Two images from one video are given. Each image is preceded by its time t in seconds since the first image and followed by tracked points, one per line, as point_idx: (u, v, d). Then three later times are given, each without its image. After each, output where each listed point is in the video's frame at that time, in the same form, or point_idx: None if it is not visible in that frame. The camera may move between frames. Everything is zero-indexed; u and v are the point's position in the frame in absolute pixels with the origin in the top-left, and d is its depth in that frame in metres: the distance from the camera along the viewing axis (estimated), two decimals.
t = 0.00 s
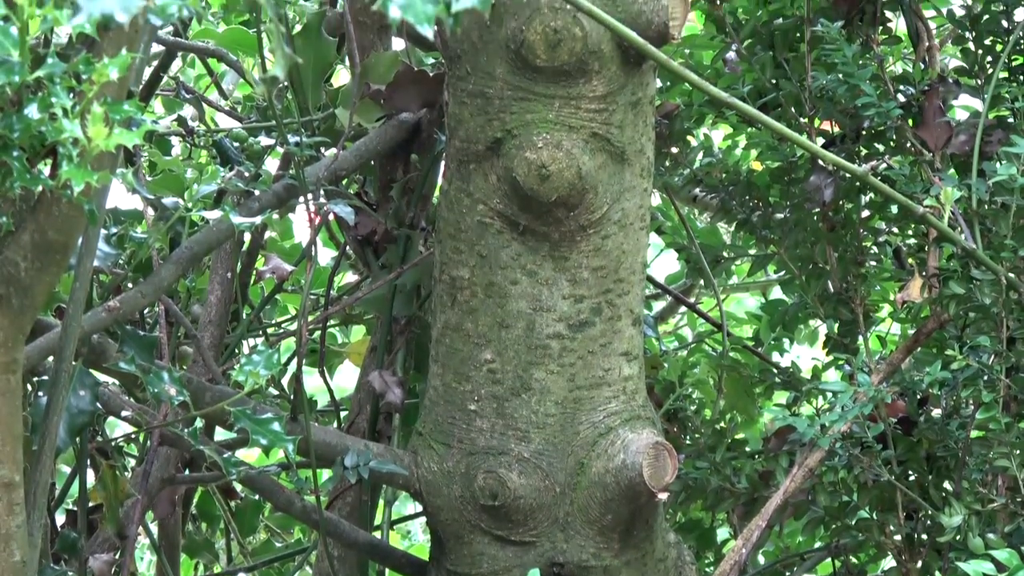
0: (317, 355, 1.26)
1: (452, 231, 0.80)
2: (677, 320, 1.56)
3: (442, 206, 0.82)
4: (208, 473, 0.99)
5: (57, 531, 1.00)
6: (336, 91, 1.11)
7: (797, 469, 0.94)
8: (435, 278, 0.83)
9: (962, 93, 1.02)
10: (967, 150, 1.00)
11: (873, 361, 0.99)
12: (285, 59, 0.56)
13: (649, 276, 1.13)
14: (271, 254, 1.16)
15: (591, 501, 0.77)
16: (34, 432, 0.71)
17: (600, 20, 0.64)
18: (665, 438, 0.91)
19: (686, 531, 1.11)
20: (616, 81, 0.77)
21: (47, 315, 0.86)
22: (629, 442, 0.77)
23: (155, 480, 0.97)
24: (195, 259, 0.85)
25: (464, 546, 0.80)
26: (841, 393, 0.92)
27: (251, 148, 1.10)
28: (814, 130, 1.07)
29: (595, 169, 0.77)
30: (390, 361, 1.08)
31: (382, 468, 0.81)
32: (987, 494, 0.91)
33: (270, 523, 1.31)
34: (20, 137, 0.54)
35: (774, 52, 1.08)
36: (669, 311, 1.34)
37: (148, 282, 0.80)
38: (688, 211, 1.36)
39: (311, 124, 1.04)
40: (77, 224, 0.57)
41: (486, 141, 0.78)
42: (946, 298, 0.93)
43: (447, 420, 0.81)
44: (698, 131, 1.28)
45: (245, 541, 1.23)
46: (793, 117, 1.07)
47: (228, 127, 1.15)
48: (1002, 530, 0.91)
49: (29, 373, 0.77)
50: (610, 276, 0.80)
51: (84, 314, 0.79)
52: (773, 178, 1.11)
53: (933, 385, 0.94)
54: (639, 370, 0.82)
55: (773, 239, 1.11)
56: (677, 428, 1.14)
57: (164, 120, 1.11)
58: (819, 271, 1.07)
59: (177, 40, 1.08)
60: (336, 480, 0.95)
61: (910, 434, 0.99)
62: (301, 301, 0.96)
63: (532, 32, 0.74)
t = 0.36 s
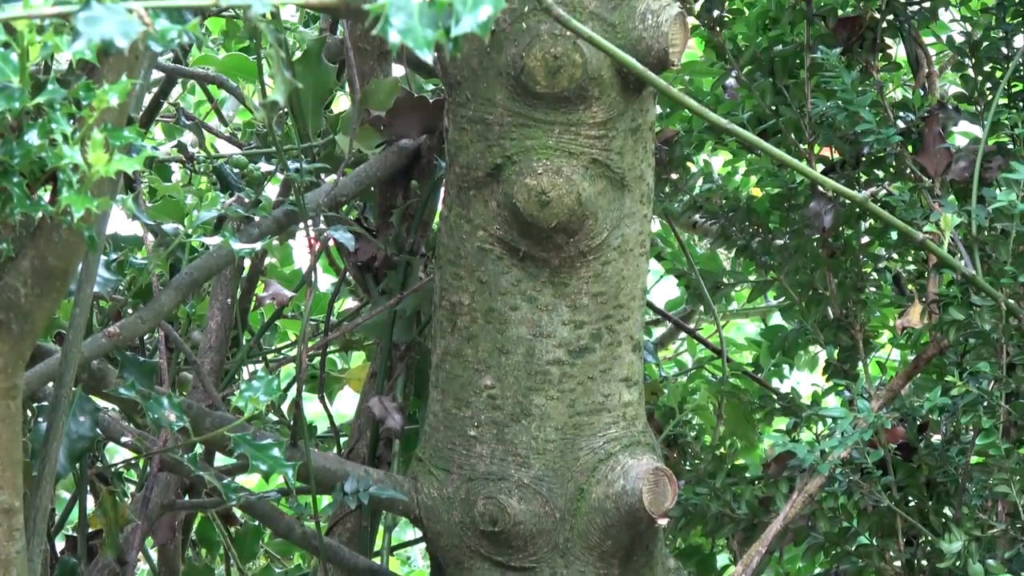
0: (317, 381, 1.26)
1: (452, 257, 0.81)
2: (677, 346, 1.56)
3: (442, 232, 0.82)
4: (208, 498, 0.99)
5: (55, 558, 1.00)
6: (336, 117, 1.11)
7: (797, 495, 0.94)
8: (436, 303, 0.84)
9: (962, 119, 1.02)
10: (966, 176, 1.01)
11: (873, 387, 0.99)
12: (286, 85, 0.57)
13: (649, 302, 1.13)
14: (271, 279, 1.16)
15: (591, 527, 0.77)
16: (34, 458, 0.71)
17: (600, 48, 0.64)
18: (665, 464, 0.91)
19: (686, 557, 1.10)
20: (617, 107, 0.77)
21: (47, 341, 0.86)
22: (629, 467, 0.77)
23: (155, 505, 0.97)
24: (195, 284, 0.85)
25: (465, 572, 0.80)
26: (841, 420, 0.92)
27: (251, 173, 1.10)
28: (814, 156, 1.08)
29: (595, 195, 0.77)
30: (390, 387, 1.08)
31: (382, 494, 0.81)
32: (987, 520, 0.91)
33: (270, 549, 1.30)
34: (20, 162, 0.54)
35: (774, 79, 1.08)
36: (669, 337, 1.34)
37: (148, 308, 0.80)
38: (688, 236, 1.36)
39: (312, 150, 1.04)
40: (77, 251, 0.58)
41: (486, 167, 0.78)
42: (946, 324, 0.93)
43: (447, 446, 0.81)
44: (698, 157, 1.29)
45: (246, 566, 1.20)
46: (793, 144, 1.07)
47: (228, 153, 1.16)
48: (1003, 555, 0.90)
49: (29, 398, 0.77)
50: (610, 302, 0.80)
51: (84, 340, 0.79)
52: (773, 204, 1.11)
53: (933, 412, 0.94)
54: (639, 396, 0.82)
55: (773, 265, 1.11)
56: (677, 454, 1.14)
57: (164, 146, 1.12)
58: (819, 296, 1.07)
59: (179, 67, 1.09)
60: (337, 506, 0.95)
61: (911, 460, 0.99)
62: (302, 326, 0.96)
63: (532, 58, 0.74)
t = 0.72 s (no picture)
0: (317, 399, 1.26)
1: (452, 274, 0.81)
2: (676, 363, 1.56)
3: (442, 249, 0.82)
4: (208, 515, 0.99)
5: None
6: (336, 134, 1.12)
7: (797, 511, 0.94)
8: (436, 320, 0.84)
9: (961, 136, 1.03)
10: (966, 193, 1.01)
11: (873, 404, 0.99)
12: (286, 102, 0.57)
13: (649, 318, 1.13)
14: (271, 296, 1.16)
15: (591, 544, 0.77)
16: (34, 474, 0.71)
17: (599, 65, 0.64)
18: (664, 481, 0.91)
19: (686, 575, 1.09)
20: (616, 124, 0.77)
21: (47, 358, 0.86)
22: (629, 484, 0.77)
23: (154, 522, 0.97)
24: (195, 301, 0.85)
25: None
26: (841, 437, 0.92)
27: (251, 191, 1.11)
28: (814, 173, 1.08)
29: (595, 212, 0.77)
30: (390, 404, 1.08)
31: (382, 510, 0.81)
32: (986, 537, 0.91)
33: (268, 567, 1.29)
34: (20, 180, 0.55)
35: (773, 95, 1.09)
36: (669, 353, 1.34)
37: (148, 325, 0.80)
38: (687, 253, 1.36)
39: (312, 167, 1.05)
40: (77, 267, 0.58)
41: (485, 184, 0.78)
42: (946, 340, 0.93)
43: (447, 463, 0.81)
44: (697, 174, 1.29)
45: None
46: (793, 161, 1.08)
47: (228, 170, 1.16)
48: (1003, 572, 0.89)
49: (29, 415, 0.77)
50: (609, 319, 0.80)
51: (84, 356, 0.79)
52: (773, 221, 1.12)
53: (933, 429, 0.94)
54: (639, 413, 0.82)
55: (773, 282, 1.11)
56: (677, 470, 1.13)
57: (164, 163, 1.12)
58: (819, 314, 1.07)
59: (179, 84, 1.09)
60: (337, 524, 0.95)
61: (910, 477, 0.99)
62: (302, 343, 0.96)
63: (532, 75, 0.74)
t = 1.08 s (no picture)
0: (316, 420, 1.26)
1: (452, 294, 0.81)
2: (676, 384, 1.56)
3: (442, 270, 0.82)
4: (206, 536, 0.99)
5: None
6: (336, 155, 1.12)
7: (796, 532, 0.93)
8: (435, 341, 0.84)
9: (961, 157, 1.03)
10: (966, 214, 1.01)
11: (872, 425, 0.99)
12: (286, 125, 0.57)
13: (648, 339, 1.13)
14: (270, 317, 1.16)
15: (591, 565, 0.77)
16: (33, 496, 0.71)
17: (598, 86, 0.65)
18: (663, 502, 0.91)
19: None
20: (615, 145, 0.77)
21: (47, 379, 0.86)
22: (629, 505, 0.77)
23: (153, 544, 0.97)
24: (195, 322, 0.86)
25: None
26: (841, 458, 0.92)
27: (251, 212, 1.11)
28: (814, 195, 1.08)
29: (595, 233, 0.77)
30: (389, 425, 1.07)
31: (381, 531, 0.81)
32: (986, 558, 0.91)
33: None
34: (20, 201, 0.55)
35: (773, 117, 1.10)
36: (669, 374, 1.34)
37: (148, 346, 0.81)
38: (687, 274, 1.37)
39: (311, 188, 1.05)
40: (77, 287, 0.58)
41: (485, 205, 0.78)
42: (944, 361, 0.93)
43: (446, 484, 0.81)
44: (697, 196, 1.30)
45: None
46: (792, 182, 1.08)
47: (228, 191, 1.16)
48: None
49: (28, 436, 0.77)
50: (608, 340, 0.80)
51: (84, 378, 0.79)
52: (772, 242, 1.12)
53: (932, 449, 0.94)
54: (639, 434, 0.82)
55: (773, 303, 1.12)
56: (676, 491, 1.13)
57: (164, 184, 1.13)
58: (819, 334, 1.08)
59: (180, 105, 1.10)
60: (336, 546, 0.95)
61: (910, 498, 0.99)
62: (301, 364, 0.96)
63: (532, 96, 0.75)
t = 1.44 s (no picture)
0: (316, 436, 1.26)
1: (452, 310, 0.81)
2: (676, 400, 1.56)
3: (442, 285, 0.82)
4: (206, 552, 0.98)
5: None
6: (336, 171, 1.13)
7: (795, 547, 0.95)
8: (435, 357, 0.84)
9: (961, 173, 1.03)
10: (965, 230, 1.02)
11: (872, 441, 0.99)
12: (285, 142, 0.58)
13: (648, 353, 1.13)
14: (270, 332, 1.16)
15: None
16: (33, 511, 0.71)
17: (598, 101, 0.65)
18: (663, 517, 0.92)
19: None
20: (615, 161, 0.78)
21: (47, 394, 0.86)
22: (628, 520, 0.77)
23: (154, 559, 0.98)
24: (195, 337, 0.86)
25: None
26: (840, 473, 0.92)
27: (251, 227, 1.11)
28: (813, 211, 1.09)
29: (595, 248, 0.78)
30: (389, 441, 1.07)
31: (381, 547, 0.81)
32: None
33: None
34: (20, 217, 0.56)
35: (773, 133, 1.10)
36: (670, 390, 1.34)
37: (148, 361, 0.81)
38: (686, 290, 1.37)
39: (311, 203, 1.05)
40: (77, 302, 0.59)
41: (485, 221, 0.79)
42: (944, 377, 0.93)
43: (446, 499, 0.81)
44: (697, 211, 1.30)
45: None
46: (791, 198, 1.09)
47: (228, 207, 1.17)
48: None
49: (28, 451, 0.77)
50: (608, 355, 0.80)
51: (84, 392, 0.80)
52: (772, 258, 1.12)
53: (932, 465, 0.94)
54: (639, 449, 0.83)
55: (773, 319, 1.12)
56: (676, 507, 1.12)
57: (164, 200, 1.13)
58: (819, 350, 1.08)
59: (182, 121, 1.10)
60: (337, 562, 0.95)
61: (909, 514, 0.99)
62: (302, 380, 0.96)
63: (532, 111, 0.75)
